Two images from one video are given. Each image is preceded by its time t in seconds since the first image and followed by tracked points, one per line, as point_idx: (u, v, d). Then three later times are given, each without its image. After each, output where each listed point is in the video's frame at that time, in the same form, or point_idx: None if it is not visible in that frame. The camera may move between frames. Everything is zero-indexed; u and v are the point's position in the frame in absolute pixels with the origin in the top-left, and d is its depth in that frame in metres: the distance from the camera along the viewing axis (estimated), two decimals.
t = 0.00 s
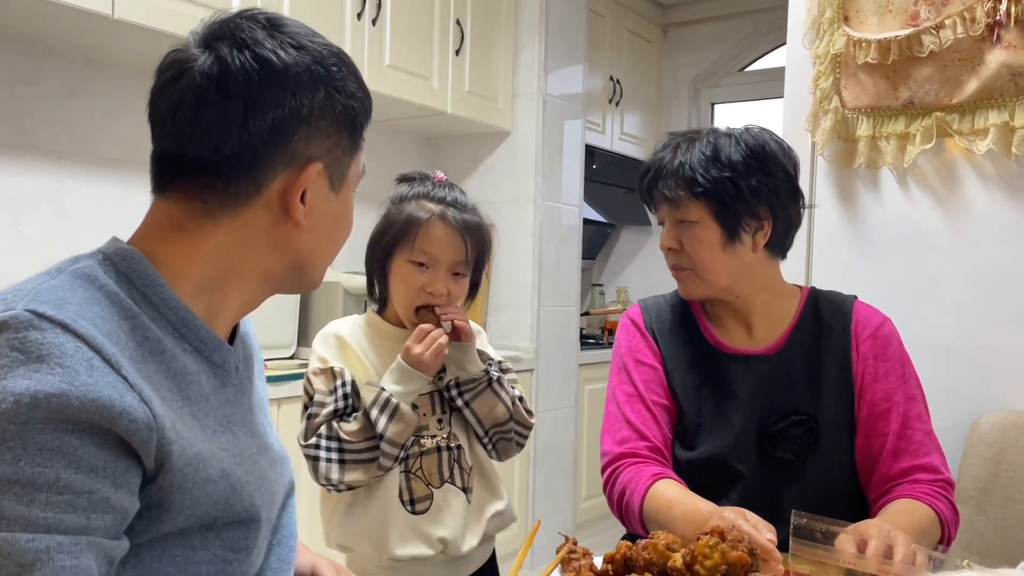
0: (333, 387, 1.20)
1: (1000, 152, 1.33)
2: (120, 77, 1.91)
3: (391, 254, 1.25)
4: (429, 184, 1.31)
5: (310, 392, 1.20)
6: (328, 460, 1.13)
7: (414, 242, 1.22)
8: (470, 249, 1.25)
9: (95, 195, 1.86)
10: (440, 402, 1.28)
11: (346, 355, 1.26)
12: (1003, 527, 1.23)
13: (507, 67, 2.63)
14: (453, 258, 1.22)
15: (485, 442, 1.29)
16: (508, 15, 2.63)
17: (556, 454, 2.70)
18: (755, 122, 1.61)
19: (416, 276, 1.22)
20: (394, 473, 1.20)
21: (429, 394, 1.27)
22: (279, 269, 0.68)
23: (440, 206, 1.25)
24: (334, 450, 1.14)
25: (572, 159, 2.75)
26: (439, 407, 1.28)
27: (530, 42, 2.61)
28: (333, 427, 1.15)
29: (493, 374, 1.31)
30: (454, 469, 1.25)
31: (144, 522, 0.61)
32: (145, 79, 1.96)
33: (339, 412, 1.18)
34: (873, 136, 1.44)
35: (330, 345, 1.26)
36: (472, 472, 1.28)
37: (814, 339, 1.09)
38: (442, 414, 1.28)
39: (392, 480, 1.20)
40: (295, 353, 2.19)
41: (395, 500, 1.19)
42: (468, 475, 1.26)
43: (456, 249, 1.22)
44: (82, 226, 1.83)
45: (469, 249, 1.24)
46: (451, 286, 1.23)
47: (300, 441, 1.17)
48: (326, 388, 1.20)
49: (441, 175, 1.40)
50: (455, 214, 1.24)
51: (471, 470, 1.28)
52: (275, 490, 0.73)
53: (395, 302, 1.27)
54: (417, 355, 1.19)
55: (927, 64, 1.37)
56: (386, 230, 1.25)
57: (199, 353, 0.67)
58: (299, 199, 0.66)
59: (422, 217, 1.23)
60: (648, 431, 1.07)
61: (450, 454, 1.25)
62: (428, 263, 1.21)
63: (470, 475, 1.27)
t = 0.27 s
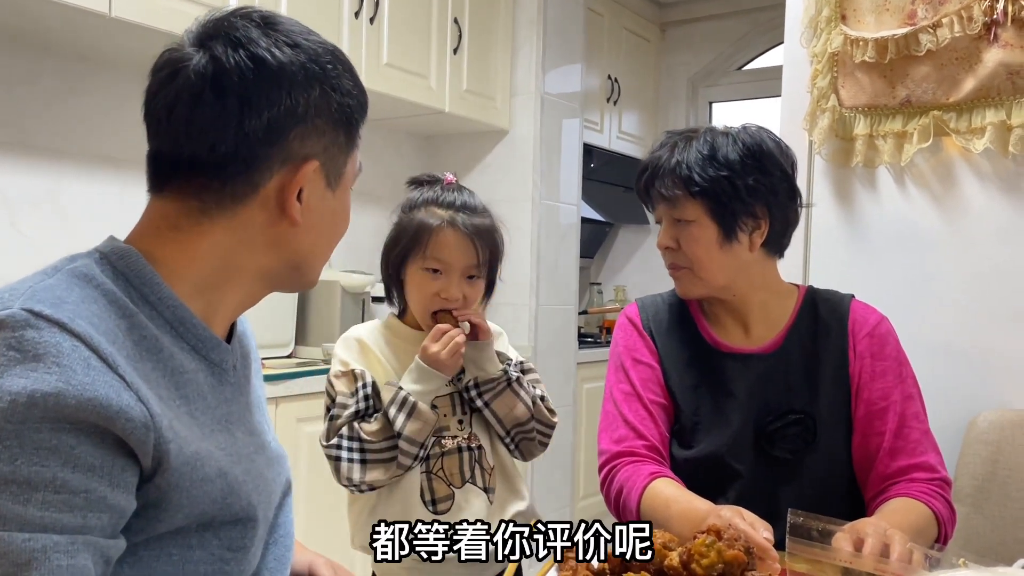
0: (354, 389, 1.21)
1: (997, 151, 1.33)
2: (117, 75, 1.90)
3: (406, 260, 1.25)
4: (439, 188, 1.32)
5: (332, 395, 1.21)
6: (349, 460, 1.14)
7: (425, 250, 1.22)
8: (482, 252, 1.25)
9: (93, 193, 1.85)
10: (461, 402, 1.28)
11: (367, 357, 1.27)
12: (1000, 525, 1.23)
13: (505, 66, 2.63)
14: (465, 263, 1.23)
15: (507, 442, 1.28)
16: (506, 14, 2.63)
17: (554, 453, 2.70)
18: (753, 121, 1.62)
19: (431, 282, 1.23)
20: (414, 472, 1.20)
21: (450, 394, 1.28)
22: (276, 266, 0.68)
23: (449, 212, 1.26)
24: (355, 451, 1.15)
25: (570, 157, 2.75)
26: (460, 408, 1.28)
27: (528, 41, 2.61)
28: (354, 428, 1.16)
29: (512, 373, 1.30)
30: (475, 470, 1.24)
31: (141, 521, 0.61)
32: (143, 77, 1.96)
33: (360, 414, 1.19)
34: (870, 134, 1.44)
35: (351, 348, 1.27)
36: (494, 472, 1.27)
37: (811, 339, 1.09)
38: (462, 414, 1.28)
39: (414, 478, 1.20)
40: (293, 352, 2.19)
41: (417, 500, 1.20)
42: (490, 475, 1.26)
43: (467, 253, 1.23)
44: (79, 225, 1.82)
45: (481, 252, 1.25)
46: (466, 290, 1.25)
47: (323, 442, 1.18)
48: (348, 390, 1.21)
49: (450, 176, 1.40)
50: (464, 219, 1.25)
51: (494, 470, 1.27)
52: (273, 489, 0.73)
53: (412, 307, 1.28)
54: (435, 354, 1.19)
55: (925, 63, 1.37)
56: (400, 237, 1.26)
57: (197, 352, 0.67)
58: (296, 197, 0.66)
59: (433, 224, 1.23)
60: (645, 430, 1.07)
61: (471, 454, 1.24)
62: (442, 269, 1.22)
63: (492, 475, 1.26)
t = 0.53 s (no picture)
0: (363, 383, 1.21)
1: (996, 149, 1.33)
2: (115, 73, 1.90)
3: (418, 261, 1.25)
4: (453, 189, 1.31)
5: (341, 388, 1.22)
6: (355, 454, 1.15)
7: (436, 251, 1.22)
8: (494, 253, 1.24)
9: (91, 191, 1.85)
10: (470, 400, 1.28)
11: (380, 353, 1.28)
12: (998, 523, 1.23)
13: (504, 64, 2.62)
14: (477, 263, 1.22)
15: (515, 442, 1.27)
16: (504, 12, 2.62)
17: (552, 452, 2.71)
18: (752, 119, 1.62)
19: (442, 282, 1.23)
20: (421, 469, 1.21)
21: (459, 392, 1.28)
22: (279, 261, 0.68)
23: (461, 212, 1.25)
24: (361, 445, 1.15)
25: (569, 156, 2.75)
26: (469, 406, 1.28)
27: (527, 39, 2.61)
28: (362, 422, 1.16)
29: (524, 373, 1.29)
30: (482, 469, 1.24)
31: (143, 518, 0.61)
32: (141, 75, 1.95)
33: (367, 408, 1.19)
34: (869, 133, 1.44)
35: (363, 343, 1.28)
36: (502, 472, 1.26)
37: (810, 337, 1.10)
38: (471, 413, 1.27)
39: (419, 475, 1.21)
40: (291, 350, 2.19)
41: (423, 496, 1.20)
42: (497, 474, 1.25)
43: (478, 254, 1.22)
44: (78, 224, 1.82)
45: (492, 253, 1.24)
46: (477, 290, 1.25)
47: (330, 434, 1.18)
48: (357, 384, 1.21)
49: (466, 175, 1.40)
50: (476, 220, 1.24)
51: (501, 469, 1.26)
52: (274, 487, 0.73)
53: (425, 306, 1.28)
54: (443, 352, 1.19)
55: (924, 61, 1.37)
56: (412, 238, 1.25)
57: (200, 349, 0.67)
58: (295, 191, 0.66)
59: (443, 225, 1.22)
60: (645, 428, 1.07)
61: (478, 452, 1.24)
62: (453, 270, 1.22)
63: (499, 474, 1.25)
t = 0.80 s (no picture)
0: (364, 380, 1.22)
1: (993, 147, 1.33)
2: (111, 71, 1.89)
3: (427, 256, 1.25)
4: (463, 185, 1.32)
5: (341, 383, 1.23)
6: (352, 453, 1.15)
7: (444, 245, 1.22)
8: (503, 250, 1.24)
9: (87, 189, 1.84)
10: (471, 400, 1.28)
11: (383, 349, 1.28)
12: (996, 521, 1.23)
13: (502, 63, 2.62)
14: (484, 259, 1.22)
15: (517, 444, 1.27)
16: (502, 10, 2.62)
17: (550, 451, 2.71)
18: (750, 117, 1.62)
19: (449, 276, 1.22)
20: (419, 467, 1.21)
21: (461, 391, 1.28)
22: (274, 256, 0.68)
23: (470, 209, 1.25)
24: (358, 444, 1.16)
25: (567, 154, 2.75)
26: (471, 406, 1.28)
27: (525, 37, 2.60)
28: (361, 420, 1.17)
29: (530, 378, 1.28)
30: (482, 468, 1.23)
31: (138, 517, 0.60)
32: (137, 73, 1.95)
33: (366, 406, 1.20)
34: (867, 131, 1.44)
35: (368, 339, 1.28)
36: (502, 472, 1.25)
37: (807, 334, 1.09)
38: (473, 412, 1.27)
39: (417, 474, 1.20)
40: (288, 349, 2.18)
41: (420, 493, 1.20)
42: (497, 474, 1.25)
43: (486, 250, 1.22)
44: (74, 222, 1.82)
45: (500, 249, 1.24)
46: (484, 286, 1.23)
47: (329, 429, 1.20)
48: (356, 380, 1.22)
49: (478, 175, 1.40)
50: (485, 216, 1.24)
51: (501, 469, 1.26)
52: (269, 485, 0.73)
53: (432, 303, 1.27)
54: (449, 367, 1.17)
55: (921, 59, 1.37)
56: (421, 233, 1.26)
57: (195, 347, 0.67)
58: (289, 185, 0.66)
59: (453, 219, 1.23)
60: (642, 426, 1.07)
61: (477, 450, 1.23)
62: (460, 264, 1.22)
63: (499, 474, 1.25)
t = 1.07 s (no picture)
0: (355, 380, 1.22)
1: (990, 146, 1.33)
2: (108, 69, 1.89)
3: (424, 254, 1.26)
4: (459, 182, 1.32)
5: (333, 381, 1.23)
6: (339, 455, 1.17)
7: (442, 242, 1.23)
8: (501, 245, 1.24)
9: (84, 188, 1.84)
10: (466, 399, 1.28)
11: (379, 349, 1.27)
12: (992, 520, 1.24)
13: (499, 62, 2.62)
14: (481, 255, 1.22)
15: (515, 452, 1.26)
16: (500, 9, 2.62)
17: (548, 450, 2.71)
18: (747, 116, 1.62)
19: (447, 274, 1.23)
20: (413, 466, 1.21)
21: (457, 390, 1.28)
22: (270, 255, 0.68)
23: (466, 205, 1.25)
24: (346, 446, 1.17)
25: (565, 153, 2.75)
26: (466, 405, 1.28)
27: (522, 36, 2.60)
28: (350, 423, 1.18)
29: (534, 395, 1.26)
30: (478, 466, 1.22)
31: (134, 517, 0.60)
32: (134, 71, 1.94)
33: (356, 408, 1.20)
34: (864, 130, 1.44)
35: (364, 336, 1.27)
36: (498, 471, 1.25)
37: (803, 333, 1.09)
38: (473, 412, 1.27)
39: (411, 473, 1.21)
40: (286, 348, 2.18)
41: (416, 490, 1.20)
42: (492, 473, 1.24)
43: (484, 246, 1.22)
44: (70, 221, 1.81)
45: (497, 245, 1.24)
46: (482, 283, 1.23)
47: (319, 429, 1.21)
48: (348, 381, 1.22)
49: (475, 171, 1.41)
50: (481, 212, 1.24)
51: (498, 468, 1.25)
52: (266, 485, 0.73)
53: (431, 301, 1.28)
54: (438, 403, 1.13)
55: (919, 58, 1.37)
56: (418, 230, 1.26)
57: (190, 347, 0.67)
58: (284, 182, 0.66)
59: (450, 216, 1.23)
60: (638, 425, 1.07)
61: (473, 450, 1.22)
62: (458, 261, 1.22)
63: (495, 473, 1.24)
